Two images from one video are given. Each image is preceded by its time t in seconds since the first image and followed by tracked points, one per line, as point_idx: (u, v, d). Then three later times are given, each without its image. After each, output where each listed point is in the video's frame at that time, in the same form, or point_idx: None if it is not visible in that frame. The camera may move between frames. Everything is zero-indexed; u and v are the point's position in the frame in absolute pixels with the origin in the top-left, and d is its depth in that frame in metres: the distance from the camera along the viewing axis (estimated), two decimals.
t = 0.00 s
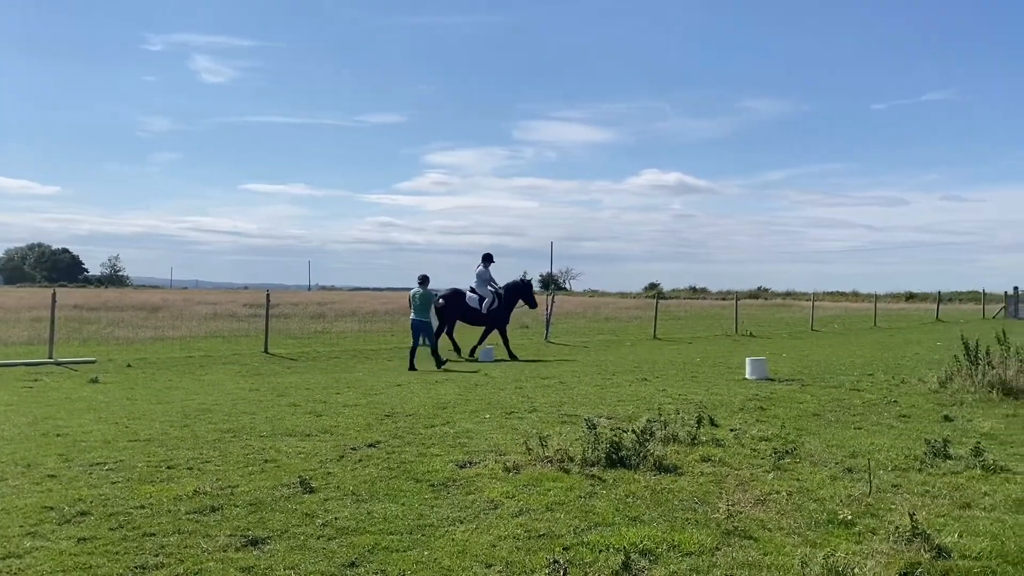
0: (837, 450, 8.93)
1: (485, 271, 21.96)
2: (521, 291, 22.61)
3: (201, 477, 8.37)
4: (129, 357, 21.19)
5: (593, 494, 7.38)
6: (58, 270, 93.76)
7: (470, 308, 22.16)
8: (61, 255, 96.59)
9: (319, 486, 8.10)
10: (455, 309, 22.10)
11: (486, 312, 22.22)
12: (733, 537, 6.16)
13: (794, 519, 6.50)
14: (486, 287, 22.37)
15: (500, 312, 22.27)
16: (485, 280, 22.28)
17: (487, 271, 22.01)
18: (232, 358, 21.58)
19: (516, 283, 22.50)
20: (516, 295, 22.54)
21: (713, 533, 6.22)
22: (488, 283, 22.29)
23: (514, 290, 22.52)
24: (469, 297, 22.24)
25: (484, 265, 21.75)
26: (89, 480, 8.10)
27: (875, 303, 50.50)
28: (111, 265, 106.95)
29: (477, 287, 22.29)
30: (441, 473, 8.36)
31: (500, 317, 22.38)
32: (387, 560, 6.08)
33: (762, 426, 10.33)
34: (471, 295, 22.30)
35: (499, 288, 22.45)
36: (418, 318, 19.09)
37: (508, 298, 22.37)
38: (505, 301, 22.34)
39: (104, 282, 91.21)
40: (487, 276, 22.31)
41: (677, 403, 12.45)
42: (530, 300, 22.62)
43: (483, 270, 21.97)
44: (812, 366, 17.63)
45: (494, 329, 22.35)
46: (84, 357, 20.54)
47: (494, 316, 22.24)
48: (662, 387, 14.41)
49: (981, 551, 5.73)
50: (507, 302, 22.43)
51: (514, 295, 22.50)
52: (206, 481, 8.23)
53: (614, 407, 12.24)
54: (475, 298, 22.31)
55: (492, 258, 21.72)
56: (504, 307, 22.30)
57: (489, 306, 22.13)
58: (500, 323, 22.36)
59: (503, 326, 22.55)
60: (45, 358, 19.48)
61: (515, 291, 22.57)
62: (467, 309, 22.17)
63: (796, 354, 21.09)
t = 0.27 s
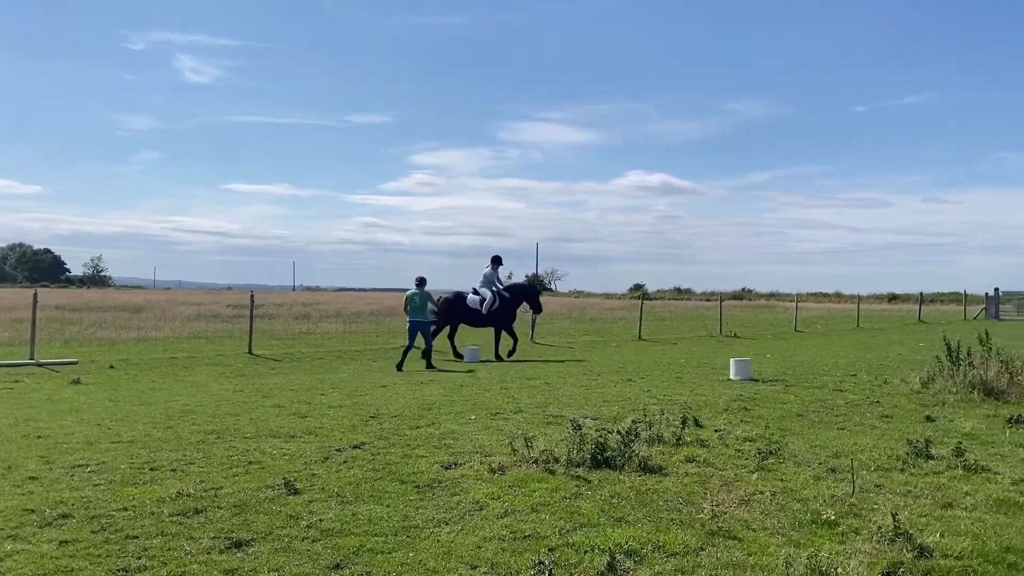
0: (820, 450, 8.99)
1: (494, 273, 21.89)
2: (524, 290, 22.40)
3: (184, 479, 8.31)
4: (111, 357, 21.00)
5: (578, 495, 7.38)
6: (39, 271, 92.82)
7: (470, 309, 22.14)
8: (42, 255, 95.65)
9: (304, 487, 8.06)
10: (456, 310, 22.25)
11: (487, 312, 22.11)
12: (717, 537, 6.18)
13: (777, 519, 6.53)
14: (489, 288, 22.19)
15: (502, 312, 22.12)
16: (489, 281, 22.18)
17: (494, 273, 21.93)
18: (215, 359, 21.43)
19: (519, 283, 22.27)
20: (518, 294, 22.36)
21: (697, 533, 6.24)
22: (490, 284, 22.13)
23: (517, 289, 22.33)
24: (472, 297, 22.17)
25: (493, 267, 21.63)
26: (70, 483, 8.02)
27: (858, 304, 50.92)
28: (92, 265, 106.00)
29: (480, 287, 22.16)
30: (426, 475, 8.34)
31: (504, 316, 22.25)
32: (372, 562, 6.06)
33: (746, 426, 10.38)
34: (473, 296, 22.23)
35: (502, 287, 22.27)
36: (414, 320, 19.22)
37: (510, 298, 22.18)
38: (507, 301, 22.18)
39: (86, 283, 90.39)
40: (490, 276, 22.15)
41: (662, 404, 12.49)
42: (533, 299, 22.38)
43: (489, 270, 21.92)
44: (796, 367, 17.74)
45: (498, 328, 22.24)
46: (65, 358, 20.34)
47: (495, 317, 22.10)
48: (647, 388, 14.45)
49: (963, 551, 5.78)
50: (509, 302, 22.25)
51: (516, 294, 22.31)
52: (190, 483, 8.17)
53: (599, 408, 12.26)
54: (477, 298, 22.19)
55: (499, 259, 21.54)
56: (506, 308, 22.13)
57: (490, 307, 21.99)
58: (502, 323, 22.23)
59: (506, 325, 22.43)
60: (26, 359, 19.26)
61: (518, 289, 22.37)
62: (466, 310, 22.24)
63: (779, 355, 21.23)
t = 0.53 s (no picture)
0: (804, 450, 9.04)
1: (496, 273, 21.87)
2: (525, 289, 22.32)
3: (167, 482, 8.24)
4: (94, 359, 20.81)
5: (563, 496, 7.39)
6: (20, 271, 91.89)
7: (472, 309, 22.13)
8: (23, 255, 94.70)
9: (288, 489, 8.01)
10: (459, 312, 22.31)
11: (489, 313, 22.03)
12: (702, 537, 6.20)
13: (762, 519, 6.57)
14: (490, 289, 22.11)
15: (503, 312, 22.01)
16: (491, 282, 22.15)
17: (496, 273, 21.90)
18: (199, 360, 21.28)
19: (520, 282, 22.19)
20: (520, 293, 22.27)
21: (682, 534, 6.26)
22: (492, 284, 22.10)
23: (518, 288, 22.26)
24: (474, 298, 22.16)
25: (494, 266, 21.64)
26: (52, 485, 7.93)
27: (841, 305, 51.27)
28: (74, 266, 105.04)
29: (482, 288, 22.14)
30: (411, 476, 8.32)
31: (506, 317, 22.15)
32: (357, 564, 6.03)
33: (731, 427, 10.42)
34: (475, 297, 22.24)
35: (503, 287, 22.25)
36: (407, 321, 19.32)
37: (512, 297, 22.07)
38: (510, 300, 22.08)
39: (68, 283, 89.56)
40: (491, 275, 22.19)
41: (647, 405, 12.53)
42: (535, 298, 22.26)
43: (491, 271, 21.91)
44: (779, 368, 17.85)
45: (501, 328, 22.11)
46: (47, 359, 20.13)
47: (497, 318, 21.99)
48: (632, 389, 14.50)
49: (944, 550, 5.83)
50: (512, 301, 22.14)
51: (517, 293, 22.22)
52: (173, 485, 8.11)
53: (584, 409, 12.28)
54: (479, 299, 22.16)
55: (503, 261, 21.72)
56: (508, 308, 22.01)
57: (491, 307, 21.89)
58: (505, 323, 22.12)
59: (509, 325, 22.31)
60: (7, 360, 19.05)
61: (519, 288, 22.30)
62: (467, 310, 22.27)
63: (763, 356, 21.34)
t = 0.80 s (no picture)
0: (787, 452, 9.09)
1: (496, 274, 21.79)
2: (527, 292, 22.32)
3: (150, 485, 8.16)
4: (76, 361, 20.61)
5: (548, 498, 7.38)
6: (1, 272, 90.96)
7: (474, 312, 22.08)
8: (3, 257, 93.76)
9: (271, 492, 7.96)
10: (461, 315, 22.29)
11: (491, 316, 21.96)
12: (686, 539, 6.22)
13: (746, 521, 6.59)
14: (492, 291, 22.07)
15: (505, 314, 21.92)
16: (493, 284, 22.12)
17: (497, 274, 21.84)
18: (183, 362, 21.13)
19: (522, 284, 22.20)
20: (521, 297, 22.25)
21: (666, 535, 6.27)
22: (494, 286, 22.11)
23: (520, 292, 22.26)
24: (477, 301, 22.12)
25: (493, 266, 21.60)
26: (32, 489, 7.84)
27: (824, 307, 51.62)
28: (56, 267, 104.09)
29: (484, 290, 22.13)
30: (396, 479, 8.28)
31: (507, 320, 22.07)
32: (341, 567, 6.00)
33: (715, 429, 10.45)
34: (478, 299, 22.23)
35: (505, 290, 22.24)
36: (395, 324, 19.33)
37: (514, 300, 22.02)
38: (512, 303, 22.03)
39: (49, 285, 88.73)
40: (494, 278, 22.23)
41: (632, 407, 12.55)
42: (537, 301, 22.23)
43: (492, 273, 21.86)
44: (763, 370, 17.95)
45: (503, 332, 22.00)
46: (28, 361, 19.92)
47: (498, 320, 21.90)
48: (617, 391, 14.53)
49: (926, 551, 5.87)
50: (514, 304, 22.09)
51: (519, 296, 22.19)
52: (156, 488, 8.03)
53: (569, 411, 12.28)
54: (482, 302, 22.13)
55: (500, 261, 21.56)
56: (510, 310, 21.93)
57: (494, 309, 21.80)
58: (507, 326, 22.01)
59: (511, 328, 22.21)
60: None
61: (520, 292, 22.28)
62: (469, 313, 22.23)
63: (747, 358, 21.46)
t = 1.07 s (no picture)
0: (770, 454, 9.13)
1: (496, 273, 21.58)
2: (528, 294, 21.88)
3: (131, 488, 8.09)
4: (57, 363, 20.40)
5: (533, 501, 7.38)
6: None
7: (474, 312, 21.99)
8: None
9: (255, 495, 7.91)
10: (464, 315, 22.25)
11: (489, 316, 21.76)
12: (670, 541, 6.23)
13: (729, 523, 6.62)
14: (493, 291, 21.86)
15: (504, 315, 21.64)
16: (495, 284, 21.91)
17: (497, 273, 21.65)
18: (166, 364, 20.96)
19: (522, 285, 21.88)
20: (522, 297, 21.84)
21: (651, 538, 6.28)
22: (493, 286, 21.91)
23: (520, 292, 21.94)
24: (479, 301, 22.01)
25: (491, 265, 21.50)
26: (12, 492, 7.75)
27: (807, 309, 51.95)
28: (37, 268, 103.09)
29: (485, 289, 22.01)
30: (380, 482, 8.25)
31: (507, 321, 21.80)
32: (324, 570, 5.97)
33: (699, 431, 10.49)
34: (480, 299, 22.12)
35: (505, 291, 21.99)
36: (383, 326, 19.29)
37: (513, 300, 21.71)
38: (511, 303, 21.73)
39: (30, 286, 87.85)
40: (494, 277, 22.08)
41: (617, 409, 12.57)
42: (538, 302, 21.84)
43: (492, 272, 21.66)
44: (748, 372, 18.02)
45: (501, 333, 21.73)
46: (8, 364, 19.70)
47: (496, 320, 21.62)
48: (602, 393, 14.54)
49: (907, 552, 5.92)
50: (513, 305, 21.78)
51: (518, 297, 21.87)
52: (138, 491, 7.96)
53: (554, 413, 12.28)
54: (484, 302, 21.98)
55: (499, 259, 21.35)
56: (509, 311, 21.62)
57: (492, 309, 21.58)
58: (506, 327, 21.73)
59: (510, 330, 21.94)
60: None
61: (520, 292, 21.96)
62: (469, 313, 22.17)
63: (731, 360, 21.56)
